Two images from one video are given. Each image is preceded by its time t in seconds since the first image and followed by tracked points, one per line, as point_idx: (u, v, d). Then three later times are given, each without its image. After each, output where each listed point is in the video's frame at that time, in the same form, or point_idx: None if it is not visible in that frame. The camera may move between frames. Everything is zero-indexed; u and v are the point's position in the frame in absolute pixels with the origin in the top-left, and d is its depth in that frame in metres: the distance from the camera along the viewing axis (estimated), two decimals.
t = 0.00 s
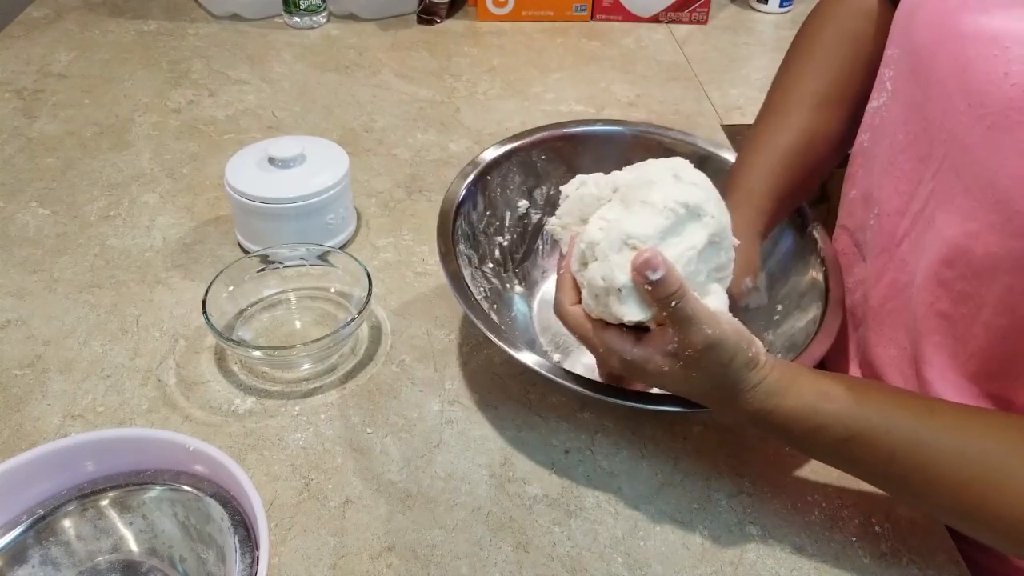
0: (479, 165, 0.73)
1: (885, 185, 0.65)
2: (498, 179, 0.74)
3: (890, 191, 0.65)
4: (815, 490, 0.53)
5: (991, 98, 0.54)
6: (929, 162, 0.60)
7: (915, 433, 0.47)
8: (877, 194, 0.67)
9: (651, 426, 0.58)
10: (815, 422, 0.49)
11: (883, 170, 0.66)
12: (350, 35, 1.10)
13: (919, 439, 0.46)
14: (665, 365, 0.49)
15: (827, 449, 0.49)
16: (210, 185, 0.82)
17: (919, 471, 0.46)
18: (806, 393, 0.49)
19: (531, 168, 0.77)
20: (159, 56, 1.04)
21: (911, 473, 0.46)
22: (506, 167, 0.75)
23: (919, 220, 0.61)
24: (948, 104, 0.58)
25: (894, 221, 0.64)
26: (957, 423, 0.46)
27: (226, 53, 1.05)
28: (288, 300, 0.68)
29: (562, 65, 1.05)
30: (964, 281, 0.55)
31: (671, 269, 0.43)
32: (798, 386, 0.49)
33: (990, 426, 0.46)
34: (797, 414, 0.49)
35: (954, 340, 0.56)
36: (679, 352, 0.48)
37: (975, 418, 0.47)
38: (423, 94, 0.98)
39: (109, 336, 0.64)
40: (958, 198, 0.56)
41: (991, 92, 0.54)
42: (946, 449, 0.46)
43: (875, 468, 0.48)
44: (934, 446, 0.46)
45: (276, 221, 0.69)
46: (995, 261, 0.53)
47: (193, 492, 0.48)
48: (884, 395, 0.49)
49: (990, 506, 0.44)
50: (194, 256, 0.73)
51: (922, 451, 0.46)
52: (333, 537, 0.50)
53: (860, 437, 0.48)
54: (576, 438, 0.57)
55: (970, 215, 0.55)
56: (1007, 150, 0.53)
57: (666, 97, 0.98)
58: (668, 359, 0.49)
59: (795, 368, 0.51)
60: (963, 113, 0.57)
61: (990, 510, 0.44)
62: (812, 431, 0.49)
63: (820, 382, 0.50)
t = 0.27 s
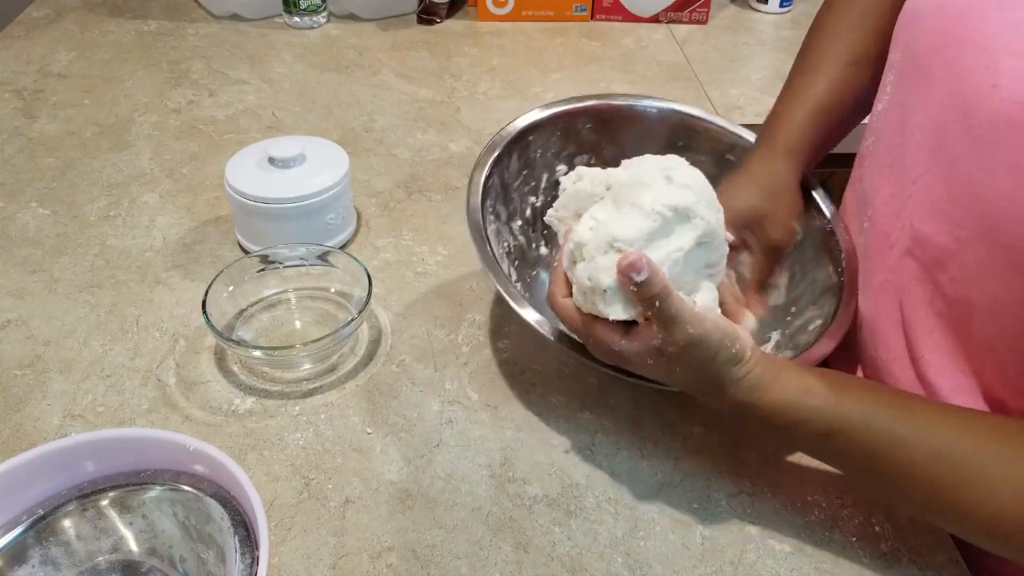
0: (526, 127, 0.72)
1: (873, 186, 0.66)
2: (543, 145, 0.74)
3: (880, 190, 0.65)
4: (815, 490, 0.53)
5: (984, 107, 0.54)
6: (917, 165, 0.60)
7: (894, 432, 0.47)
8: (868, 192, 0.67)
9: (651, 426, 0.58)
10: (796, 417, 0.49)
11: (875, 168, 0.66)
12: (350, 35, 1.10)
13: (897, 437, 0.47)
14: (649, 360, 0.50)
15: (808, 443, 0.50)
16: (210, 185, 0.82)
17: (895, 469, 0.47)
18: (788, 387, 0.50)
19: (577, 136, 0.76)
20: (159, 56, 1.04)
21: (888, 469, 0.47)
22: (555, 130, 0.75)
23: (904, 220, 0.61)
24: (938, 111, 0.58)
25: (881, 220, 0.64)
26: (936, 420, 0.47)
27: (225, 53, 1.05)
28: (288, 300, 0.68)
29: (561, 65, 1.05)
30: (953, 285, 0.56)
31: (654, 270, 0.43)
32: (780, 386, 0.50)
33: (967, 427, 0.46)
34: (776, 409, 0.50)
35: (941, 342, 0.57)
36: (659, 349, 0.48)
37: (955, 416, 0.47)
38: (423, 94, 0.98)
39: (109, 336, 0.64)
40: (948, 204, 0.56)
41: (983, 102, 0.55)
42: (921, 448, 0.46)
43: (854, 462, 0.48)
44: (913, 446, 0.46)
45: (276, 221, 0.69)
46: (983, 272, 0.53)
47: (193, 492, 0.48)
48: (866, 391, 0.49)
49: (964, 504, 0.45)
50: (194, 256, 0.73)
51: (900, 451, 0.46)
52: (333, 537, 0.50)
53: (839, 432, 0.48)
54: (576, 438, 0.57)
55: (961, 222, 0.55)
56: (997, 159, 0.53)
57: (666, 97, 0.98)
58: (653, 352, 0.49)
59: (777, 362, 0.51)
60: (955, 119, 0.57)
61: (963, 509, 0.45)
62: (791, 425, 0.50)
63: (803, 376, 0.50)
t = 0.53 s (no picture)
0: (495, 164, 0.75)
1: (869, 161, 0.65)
2: (518, 175, 0.76)
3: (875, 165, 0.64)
4: (815, 490, 0.53)
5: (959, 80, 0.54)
6: (911, 136, 0.59)
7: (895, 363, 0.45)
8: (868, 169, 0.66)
9: (652, 426, 0.58)
10: (794, 344, 0.47)
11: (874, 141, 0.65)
12: (350, 35, 1.10)
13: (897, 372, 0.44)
14: (654, 260, 0.50)
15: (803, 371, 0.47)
16: (210, 185, 0.82)
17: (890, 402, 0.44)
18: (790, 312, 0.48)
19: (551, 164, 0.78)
20: (159, 56, 1.04)
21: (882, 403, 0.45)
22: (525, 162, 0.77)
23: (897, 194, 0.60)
24: (926, 83, 0.57)
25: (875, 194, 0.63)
26: (940, 361, 0.44)
27: (225, 53, 1.05)
28: (288, 300, 0.68)
29: (561, 65, 1.05)
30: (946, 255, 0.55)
31: (651, 158, 0.52)
32: (783, 313, 0.48)
33: (971, 368, 0.43)
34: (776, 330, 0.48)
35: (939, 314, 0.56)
36: (664, 238, 0.50)
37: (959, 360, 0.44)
38: (423, 94, 0.98)
39: (109, 336, 0.64)
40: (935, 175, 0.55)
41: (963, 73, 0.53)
42: (921, 382, 0.44)
43: (848, 395, 0.46)
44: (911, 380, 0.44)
45: (275, 221, 0.69)
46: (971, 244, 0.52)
47: (193, 492, 0.48)
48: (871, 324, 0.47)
49: (958, 444, 0.42)
50: (194, 256, 0.73)
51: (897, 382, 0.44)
52: (333, 537, 0.50)
53: (835, 363, 0.46)
54: (577, 438, 0.57)
55: (945, 192, 0.54)
56: (976, 121, 0.51)
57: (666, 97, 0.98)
58: (657, 249, 0.50)
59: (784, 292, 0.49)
60: (939, 90, 0.56)
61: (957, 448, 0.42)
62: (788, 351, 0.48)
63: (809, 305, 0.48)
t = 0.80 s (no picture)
0: (489, 166, 0.73)
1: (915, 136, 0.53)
2: (511, 178, 0.75)
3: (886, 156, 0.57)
4: (815, 489, 0.53)
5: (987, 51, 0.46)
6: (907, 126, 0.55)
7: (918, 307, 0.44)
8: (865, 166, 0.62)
9: (652, 426, 0.58)
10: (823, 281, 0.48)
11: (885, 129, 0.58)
12: (350, 35, 1.10)
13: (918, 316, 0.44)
14: (677, 220, 0.53)
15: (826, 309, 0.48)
16: (210, 185, 0.82)
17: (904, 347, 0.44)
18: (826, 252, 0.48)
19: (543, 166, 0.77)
20: (159, 56, 1.04)
21: (897, 347, 0.44)
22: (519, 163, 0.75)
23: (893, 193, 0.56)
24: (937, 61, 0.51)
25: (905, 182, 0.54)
26: (968, 318, 0.43)
27: (225, 53, 1.05)
28: (288, 300, 0.68)
29: (561, 64, 1.05)
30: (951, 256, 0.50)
31: (655, 117, 0.54)
32: (816, 255, 0.48)
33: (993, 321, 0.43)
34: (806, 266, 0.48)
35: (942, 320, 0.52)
36: (683, 196, 0.52)
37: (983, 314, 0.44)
38: (423, 94, 0.98)
39: (109, 336, 0.64)
40: (932, 170, 0.51)
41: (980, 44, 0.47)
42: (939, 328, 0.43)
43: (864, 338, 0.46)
44: (931, 325, 0.43)
45: (275, 221, 0.69)
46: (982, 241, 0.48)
47: (193, 492, 0.48)
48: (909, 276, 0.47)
49: (966, 392, 0.41)
50: (194, 256, 0.73)
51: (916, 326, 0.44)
52: (333, 537, 0.50)
53: (859, 301, 0.46)
54: (577, 438, 0.57)
55: (944, 189, 0.50)
56: (977, 110, 0.47)
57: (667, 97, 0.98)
58: (677, 211, 0.53)
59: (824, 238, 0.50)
60: (954, 66, 0.49)
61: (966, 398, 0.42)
62: (816, 288, 0.48)
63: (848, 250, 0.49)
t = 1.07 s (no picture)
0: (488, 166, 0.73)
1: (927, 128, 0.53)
2: (511, 178, 0.75)
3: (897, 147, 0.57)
4: (815, 490, 0.53)
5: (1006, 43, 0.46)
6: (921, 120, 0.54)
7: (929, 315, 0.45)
8: (877, 158, 0.62)
9: (652, 426, 0.58)
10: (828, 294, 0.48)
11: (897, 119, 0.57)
12: (350, 35, 1.10)
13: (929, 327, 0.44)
14: (684, 221, 0.51)
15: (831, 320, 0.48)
16: (210, 185, 0.82)
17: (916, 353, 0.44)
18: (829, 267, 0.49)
19: (543, 167, 0.77)
20: (159, 56, 1.04)
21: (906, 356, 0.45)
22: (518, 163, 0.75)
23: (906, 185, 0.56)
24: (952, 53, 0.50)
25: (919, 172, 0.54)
26: (978, 324, 0.43)
27: (225, 53, 1.05)
28: (288, 300, 0.68)
29: (561, 65, 1.05)
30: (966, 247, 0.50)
31: (676, 112, 0.49)
32: (824, 268, 0.48)
33: (1002, 325, 0.43)
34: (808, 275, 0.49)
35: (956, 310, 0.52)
36: (693, 198, 0.51)
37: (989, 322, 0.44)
38: (423, 94, 0.98)
39: (109, 336, 0.64)
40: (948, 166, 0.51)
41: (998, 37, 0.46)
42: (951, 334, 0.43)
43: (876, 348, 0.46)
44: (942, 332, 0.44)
45: (275, 221, 0.69)
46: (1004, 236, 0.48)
47: (193, 492, 0.48)
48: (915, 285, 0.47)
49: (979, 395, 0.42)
50: (194, 256, 0.73)
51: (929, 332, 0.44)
52: (333, 537, 0.50)
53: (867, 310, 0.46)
54: (577, 438, 0.57)
55: (961, 182, 0.50)
56: (997, 102, 0.46)
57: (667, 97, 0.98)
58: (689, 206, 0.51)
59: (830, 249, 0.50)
60: (970, 58, 0.48)
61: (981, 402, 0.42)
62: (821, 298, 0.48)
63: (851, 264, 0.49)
